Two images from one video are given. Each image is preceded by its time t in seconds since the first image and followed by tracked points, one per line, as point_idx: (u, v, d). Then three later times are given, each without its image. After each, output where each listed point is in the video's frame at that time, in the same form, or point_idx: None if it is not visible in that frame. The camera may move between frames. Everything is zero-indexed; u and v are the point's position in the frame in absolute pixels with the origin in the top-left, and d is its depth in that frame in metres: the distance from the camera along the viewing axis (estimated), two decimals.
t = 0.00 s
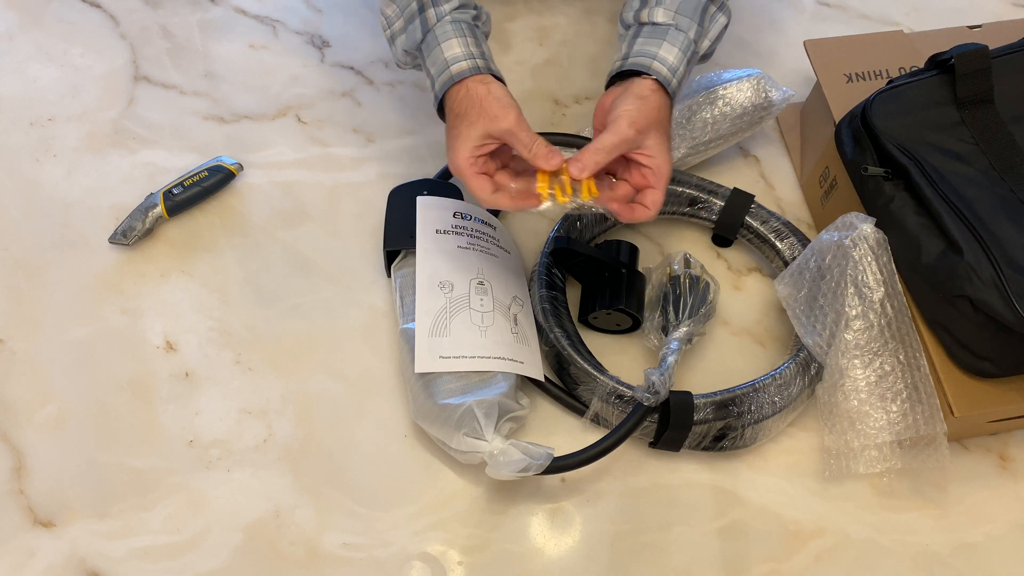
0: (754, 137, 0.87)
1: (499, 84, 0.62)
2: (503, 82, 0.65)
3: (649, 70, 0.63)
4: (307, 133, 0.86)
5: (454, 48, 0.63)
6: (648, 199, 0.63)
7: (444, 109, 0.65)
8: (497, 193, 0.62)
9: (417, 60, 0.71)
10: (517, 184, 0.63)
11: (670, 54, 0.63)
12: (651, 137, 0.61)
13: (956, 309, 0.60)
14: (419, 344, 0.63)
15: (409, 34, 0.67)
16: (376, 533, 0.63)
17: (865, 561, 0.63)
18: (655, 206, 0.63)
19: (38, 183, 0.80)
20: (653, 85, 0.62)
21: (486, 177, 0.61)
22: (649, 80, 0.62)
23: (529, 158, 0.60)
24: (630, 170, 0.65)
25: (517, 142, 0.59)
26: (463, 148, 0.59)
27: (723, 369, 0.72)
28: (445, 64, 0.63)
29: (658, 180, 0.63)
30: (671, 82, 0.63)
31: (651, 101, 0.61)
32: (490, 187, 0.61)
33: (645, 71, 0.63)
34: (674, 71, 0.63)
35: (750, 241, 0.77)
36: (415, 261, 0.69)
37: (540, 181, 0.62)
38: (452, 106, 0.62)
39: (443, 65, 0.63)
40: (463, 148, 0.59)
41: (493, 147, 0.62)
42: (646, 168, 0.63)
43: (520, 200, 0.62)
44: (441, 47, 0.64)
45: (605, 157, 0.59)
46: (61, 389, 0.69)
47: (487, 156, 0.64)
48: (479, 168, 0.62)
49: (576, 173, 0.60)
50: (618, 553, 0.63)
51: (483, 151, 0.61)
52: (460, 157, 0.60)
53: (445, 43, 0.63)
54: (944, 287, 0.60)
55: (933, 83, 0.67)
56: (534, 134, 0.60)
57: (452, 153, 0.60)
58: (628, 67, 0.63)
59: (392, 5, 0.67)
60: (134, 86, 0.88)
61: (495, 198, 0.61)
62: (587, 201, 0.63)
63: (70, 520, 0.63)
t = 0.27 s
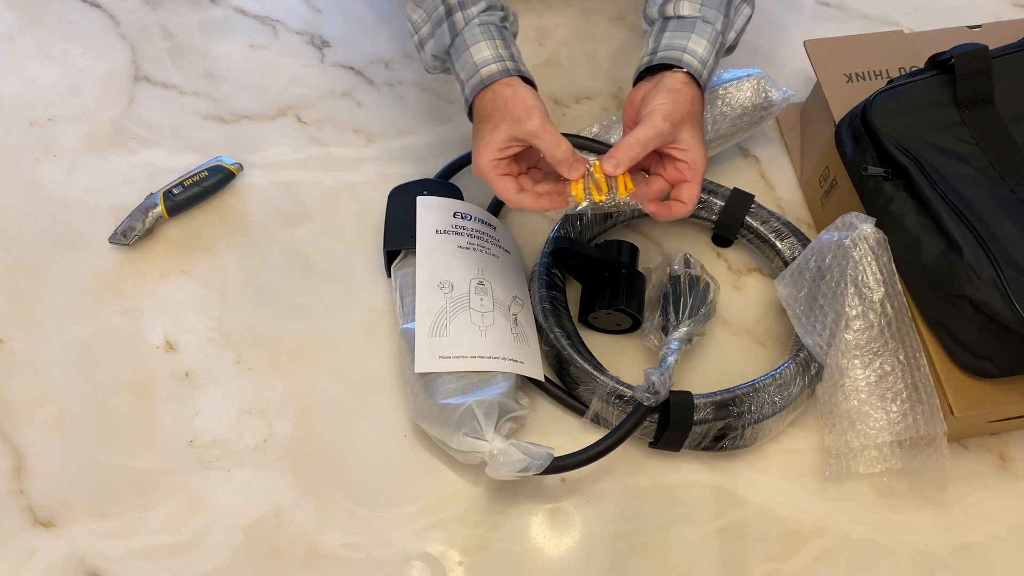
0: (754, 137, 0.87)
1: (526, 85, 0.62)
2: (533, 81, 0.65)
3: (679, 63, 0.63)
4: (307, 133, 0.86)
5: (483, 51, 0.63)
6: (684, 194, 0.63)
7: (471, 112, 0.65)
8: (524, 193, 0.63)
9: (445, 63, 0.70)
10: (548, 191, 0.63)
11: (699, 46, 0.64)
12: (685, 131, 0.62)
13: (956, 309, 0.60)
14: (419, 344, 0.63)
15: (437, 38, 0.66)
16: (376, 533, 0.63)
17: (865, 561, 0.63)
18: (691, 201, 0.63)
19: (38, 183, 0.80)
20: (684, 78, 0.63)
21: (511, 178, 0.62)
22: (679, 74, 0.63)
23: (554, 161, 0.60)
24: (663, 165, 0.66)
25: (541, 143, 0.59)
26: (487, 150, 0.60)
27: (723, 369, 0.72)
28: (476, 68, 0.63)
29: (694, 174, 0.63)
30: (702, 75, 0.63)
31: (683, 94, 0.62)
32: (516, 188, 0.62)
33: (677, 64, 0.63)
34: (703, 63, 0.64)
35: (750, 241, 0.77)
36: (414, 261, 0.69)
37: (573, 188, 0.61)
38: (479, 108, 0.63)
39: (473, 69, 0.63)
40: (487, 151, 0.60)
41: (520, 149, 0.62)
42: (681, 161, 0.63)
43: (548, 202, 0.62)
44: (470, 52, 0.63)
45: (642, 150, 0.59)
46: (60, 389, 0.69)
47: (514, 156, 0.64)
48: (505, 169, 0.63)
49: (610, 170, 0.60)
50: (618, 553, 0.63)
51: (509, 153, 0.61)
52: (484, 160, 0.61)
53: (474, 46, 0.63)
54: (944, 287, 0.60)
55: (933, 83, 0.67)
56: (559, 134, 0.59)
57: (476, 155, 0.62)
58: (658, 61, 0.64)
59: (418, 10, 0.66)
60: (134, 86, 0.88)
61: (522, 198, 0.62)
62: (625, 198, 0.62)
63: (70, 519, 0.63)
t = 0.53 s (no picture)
0: (754, 137, 0.87)
1: (546, 87, 0.62)
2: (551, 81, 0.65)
3: (691, 57, 0.63)
4: (307, 133, 0.86)
5: (501, 52, 0.63)
6: (699, 186, 0.63)
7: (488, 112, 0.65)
8: (535, 194, 0.62)
9: (462, 66, 0.70)
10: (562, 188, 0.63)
11: (711, 39, 0.63)
12: (697, 125, 0.61)
13: (956, 309, 0.60)
14: (419, 344, 0.63)
15: (454, 41, 0.66)
16: (376, 533, 0.63)
17: (865, 560, 0.63)
18: (706, 194, 0.63)
19: (38, 183, 0.80)
20: (695, 73, 0.63)
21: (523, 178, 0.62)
22: (691, 68, 0.63)
23: (570, 162, 0.59)
24: (676, 159, 0.65)
25: (558, 142, 0.58)
26: (503, 149, 0.60)
27: (723, 369, 0.72)
28: (495, 69, 0.63)
29: (708, 168, 0.63)
30: (713, 68, 0.63)
31: (694, 89, 0.61)
32: (527, 188, 0.62)
33: (688, 58, 0.63)
34: (715, 57, 0.63)
35: (750, 241, 0.77)
36: (414, 261, 0.69)
37: (587, 190, 0.61)
38: (497, 107, 0.63)
39: (492, 69, 0.63)
40: (503, 148, 0.60)
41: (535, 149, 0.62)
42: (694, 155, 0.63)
43: (561, 203, 0.63)
44: (488, 53, 0.63)
45: (655, 146, 0.58)
46: (60, 389, 0.69)
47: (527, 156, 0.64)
48: (517, 168, 0.62)
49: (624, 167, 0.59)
50: (618, 553, 0.63)
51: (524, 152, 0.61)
52: (499, 158, 0.60)
53: (493, 47, 0.63)
54: (944, 287, 0.60)
55: (932, 83, 0.67)
56: (577, 135, 0.59)
57: (491, 153, 0.61)
58: (670, 55, 0.63)
59: (434, 12, 0.66)
60: (134, 86, 0.88)
61: (531, 199, 0.62)
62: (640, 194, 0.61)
63: (70, 520, 0.63)
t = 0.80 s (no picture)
0: (754, 137, 0.87)
1: (543, 91, 0.62)
2: (549, 81, 0.65)
3: (680, 67, 0.63)
4: (307, 133, 0.86)
5: (502, 51, 0.63)
6: (684, 197, 0.64)
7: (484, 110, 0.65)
8: (523, 195, 0.64)
9: (462, 59, 0.70)
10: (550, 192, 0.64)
11: (700, 49, 0.64)
12: (686, 136, 0.62)
13: (956, 310, 0.60)
14: (418, 344, 0.63)
15: (455, 34, 0.66)
16: (376, 533, 0.63)
17: (865, 561, 0.63)
18: (690, 204, 0.65)
19: (38, 183, 0.80)
20: (686, 83, 0.63)
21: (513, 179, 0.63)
22: (681, 78, 0.63)
23: (560, 168, 0.61)
24: (663, 168, 0.66)
25: (550, 148, 0.59)
26: (496, 149, 0.61)
27: (723, 369, 0.72)
28: (494, 67, 0.63)
29: (694, 179, 0.64)
30: (702, 78, 0.63)
31: (685, 100, 0.62)
32: (515, 189, 0.63)
33: (678, 68, 0.63)
34: (704, 66, 0.64)
35: (750, 241, 0.77)
36: (414, 261, 0.69)
37: (574, 195, 0.63)
38: (492, 106, 0.63)
39: (491, 68, 0.63)
40: (495, 149, 0.61)
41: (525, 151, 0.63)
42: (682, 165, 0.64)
43: (547, 206, 0.64)
44: (488, 51, 0.63)
45: (645, 158, 0.59)
46: (61, 390, 0.69)
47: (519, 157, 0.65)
48: (508, 169, 0.63)
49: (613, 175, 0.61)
50: (618, 552, 0.63)
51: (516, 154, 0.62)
52: (490, 158, 0.61)
53: (493, 46, 0.63)
54: (944, 287, 0.60)
55: (933, 83, 0.67)
56: (569, 142, 0.60)
57: (483, 152, 0.62)
58: (659, 64, 0.64)
59: (436, 3, 0.66)
60: (134, 86, 0.88)
61: (519, 201, 0.64)
62: (625, 204, 0.64)
63: (70, 520, 0.63)
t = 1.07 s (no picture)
0: (754, 137, 0.87)
1: (536, 93, 0.63)
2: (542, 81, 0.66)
3: (672, 69, 0.63)
4: (307, 133, 0.86)
5: (496, 53, 0.63)
6: (678, 198, 0.64)
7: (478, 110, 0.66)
8: (514, 195, 0.65)
9: (456, 57, 0.70)
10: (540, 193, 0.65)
11: (693, 50, 0.64)
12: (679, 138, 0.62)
13: (956, 310, 0.60)
14: (418, 344, 0.63)
15: (449, 33, 0.66)
16: (376, 533, 0.63)
17: (865, 561, 0.63)
18: (684, 206, 0.65)
19: (38, 183, 0.80)
20: (677, 85, 0.63)
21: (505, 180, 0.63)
22: (673, 80, 0.63)
23: (550, 170, 0.61)
24: (657, 169, 0.66)
25: (541, 151, 0.60)
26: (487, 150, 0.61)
27: (723, 369, 0.72)
28: (488, 69, 0.63)
29: (687, 180, 0.64)
30: (694, 79, 0.63)
31: (676, 102, 0.62)
32: (507, 189, 0.64)
33: (670, 70, 0.63)
34: (697, 67, 0.64)
35: (750, 241, 0.77)
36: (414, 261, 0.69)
37: (566, 198, 0.64)
38: (486, 107, 0.64)
39: (485, 69, 0.63)
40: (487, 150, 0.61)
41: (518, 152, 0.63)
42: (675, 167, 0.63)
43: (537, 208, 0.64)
44: (482, 52, 0.64)
45: (635, 161, 0.60)
46: (60, 390, 0.69)
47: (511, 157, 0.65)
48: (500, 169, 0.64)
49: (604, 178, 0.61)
50: (618, 552, 0.63)
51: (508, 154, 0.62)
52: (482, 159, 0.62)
53: (487, 47, 0.63)
54: (944, 287, 0.60)
55: (933, 83, 0.67)
56: (560, 146, 0.60)
57: (475, 153, 0.62)
58: (652, 66, 0.64)
59: (431, 2, 0.66)
60: (134, 86, 0.88)
61: (510, 201, 0.64)
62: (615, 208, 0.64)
63: (70, 519, 0.63)
